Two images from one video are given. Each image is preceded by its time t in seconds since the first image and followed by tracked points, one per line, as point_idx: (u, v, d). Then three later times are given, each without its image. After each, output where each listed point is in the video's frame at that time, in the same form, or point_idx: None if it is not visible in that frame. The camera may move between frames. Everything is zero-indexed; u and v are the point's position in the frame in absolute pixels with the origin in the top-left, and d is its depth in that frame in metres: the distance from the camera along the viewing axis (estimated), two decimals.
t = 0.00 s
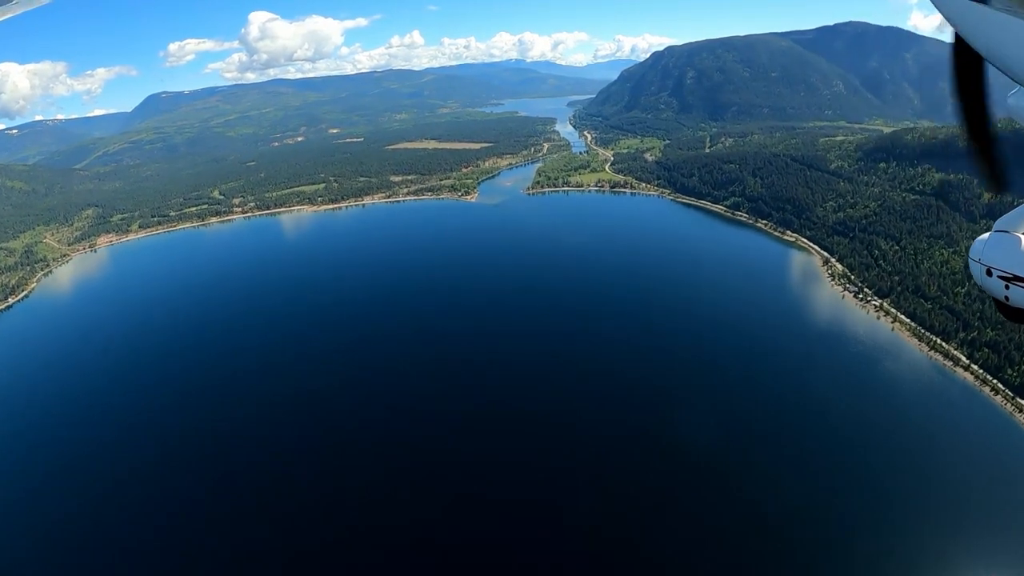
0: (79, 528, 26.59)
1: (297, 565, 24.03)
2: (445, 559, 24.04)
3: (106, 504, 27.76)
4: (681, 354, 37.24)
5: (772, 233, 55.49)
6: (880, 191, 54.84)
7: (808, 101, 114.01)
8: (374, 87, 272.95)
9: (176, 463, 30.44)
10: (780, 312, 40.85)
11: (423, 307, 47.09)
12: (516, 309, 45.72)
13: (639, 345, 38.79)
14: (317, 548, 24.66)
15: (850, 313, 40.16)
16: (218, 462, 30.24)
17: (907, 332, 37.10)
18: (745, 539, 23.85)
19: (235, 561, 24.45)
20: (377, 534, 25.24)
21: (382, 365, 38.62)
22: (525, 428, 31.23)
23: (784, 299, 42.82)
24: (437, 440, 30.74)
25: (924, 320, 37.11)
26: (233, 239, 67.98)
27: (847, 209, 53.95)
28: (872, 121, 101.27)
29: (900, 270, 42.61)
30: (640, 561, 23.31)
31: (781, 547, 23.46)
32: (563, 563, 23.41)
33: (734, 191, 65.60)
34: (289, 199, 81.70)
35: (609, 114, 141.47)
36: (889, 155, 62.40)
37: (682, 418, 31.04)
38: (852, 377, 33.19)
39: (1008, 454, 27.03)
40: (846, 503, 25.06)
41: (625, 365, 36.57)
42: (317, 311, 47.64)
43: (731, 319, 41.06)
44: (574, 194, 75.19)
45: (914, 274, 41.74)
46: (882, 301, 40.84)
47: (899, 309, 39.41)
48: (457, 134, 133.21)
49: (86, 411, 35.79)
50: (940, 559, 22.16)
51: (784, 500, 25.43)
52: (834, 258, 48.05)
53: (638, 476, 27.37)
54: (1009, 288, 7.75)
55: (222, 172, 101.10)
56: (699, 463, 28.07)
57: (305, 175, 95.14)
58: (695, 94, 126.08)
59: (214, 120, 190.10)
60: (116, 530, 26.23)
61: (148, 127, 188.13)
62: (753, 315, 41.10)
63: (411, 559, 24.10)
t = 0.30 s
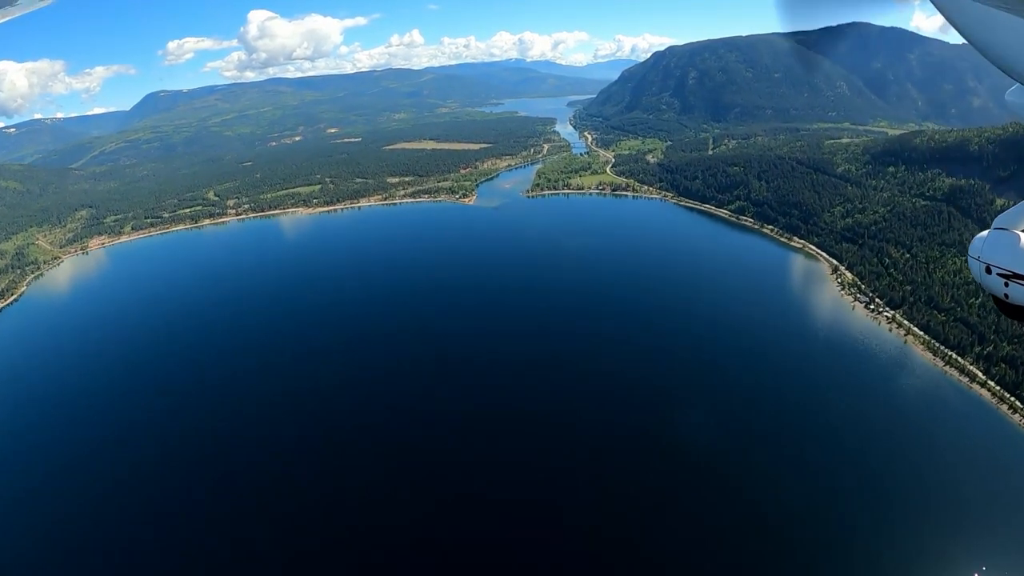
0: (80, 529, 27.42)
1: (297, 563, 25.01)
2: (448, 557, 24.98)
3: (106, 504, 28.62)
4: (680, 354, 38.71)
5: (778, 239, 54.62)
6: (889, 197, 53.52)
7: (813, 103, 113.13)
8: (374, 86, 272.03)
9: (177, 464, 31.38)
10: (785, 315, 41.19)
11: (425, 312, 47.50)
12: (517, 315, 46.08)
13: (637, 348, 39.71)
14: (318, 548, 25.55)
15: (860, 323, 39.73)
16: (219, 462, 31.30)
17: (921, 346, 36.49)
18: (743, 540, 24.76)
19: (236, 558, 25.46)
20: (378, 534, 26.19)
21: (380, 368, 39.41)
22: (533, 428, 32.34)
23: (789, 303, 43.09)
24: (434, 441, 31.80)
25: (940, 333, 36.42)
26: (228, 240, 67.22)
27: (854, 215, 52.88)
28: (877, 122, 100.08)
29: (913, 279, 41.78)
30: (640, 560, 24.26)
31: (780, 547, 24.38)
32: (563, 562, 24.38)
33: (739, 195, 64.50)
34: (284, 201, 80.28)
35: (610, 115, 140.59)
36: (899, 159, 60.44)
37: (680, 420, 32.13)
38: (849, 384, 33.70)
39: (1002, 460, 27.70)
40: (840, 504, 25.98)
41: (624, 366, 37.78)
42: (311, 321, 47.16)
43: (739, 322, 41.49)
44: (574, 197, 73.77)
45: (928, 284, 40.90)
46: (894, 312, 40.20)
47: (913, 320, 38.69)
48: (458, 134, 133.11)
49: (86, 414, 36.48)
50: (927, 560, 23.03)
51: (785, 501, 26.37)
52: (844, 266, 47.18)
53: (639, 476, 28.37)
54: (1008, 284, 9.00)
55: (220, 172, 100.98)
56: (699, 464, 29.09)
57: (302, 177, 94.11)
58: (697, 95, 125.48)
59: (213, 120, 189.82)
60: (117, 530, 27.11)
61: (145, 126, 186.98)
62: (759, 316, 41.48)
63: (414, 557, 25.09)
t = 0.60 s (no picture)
0: (80, 529, 27.16)
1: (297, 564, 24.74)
2: (447, 558, 24.73)
3: (106, 504, 28.38)
4: (680, 354, 38.39)
5: (786, 244, 53.51)
6: (899, 202, 52.30)
7: (816, 103, 112.13)
8: (373, 86, 270.33)
9: (177, 464, 31.15)
10: (785, 314, 41.69)
11: (424, 312, 46.93)
12: (518, 315, 45.44)
13: (637, 347, 39.56)
14: (317, 548, 25.31)
15: (868, 331, 38.64)
16: (219, 462, 31.07)
17: (935, 360, 35.02)
18: (744, 540, 24.58)
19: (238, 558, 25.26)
20: (376, 534, 25.94)
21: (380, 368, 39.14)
22: (531, 429, 32.12)
23: (790, 303, 43.27)
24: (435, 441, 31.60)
25: (954, 346, 34.91)
26: (225, 241, 66.43)
27: (863, 220, 51.80)
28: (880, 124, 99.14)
29: (926, 290, 40.40)
30: (640, 560, 24.08)
31: (781, 547, 24.23)
32: (563, 562, 24.17)
33: (744, 199, 63.26)
34: (278, 203, 78.79)
35: (610, 116, 139.68)
36: (907, 161, 59.01)
37: (680, 420, 31.99)
38: (853, 388, 33.23)
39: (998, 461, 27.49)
40: (841, 503, 25.83)
41: (624, 366, 37.56)
42: (308, 322, 46.36)
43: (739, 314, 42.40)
44: (573, 200, 72.34)
45: (941, 295, 39.49)
46: (907, 324, 38.68)
47: (927, 332, 37.18)
48: (456, 134, 132.03)
49: (83, 415, 36.08)
50: (924, 557, 22.96)
51: (786, 501, 26.21)
52: (854, 274, 45.83)
53: (638, 476, 28.20)
54: (1011, 286, 7.39)
55: (216, 173, 99.99)
56: (698, 463, 28.97)
57: (298, 178, 92.98)
58: (699, 95, 124.54)
59: (209, 119, 188.13)
60: (117, 530, 26.87)
61: (141, 126, 185.39)
62: (758, 315, 42.02)
63: (413, 557, 24.86)
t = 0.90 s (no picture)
0: (79, 529, 26.82)
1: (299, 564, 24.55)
2: (447, 559, 24.59)
3: (106, 504, 28.02)
4: (680, 355, 38.08)
5: (793, 250, 52.22)
6: (909, 206, 51.31)
7: (819, 104, 111.26)
8: (372, 86, 268.80)
9: (177, 463, 30.75)
10: (785, 314, 41.70)
11: (424, 312, 46.25)
12: (518, 317, 44.56)
13: (640, 349, 39.01)
14: (319, 548, 25.08)
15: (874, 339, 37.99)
16: (219, 461, 30.71)
17: (951, 375, 33.77)
18: (744, 540, 24.56)
19: (240, 559, 25.03)
20: (378, 534, 25.74)
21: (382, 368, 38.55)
22: (530, 429, 31.87)
23: (790, 304, 43.15)
24: (436, 440, 31.31)
25: (971, 361, 33.74)
26: (220, 242, 65.50)
27: (873, 226, 50.66)
28: (885, 125, 98.15)
29: (940, 300, 39.24)
30: (641, 561, 24.03)
31: (780, 547, 24.23)
32: (564, 562, 24.04)
33: (749, 202, 61.90)
34: (272, 205, 77.34)
35: (611, 115, 138.57)
36: (916, 164, 58.12)
37: (679, 419, 31.88)
38: (855, 393, 32.87)
39: (996, 464, 27.56)
40: (841, 504, 25.82)
41: (625, 366, 37.24)
42: (304, 326, 45.17)
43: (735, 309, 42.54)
44: (574, 202, 71.06)
45: (956, 306, 38.31)
46: (921, 336, 37.45)
47: (942, 346, 35.95)
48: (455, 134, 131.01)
49: (78, 414, 35.54)
50: (921, 558, 23.06)
51: (786, 502, 26.19)
52: (865, 282, 44.56)
53: (637, 476, 28.12)
54: (1010, 288, 9.00)
55: (212, 173, 98.90)
56: (697, 463, 28.91)
57: (294, 179, 91.62)
58: (701, 95, 123.55)
59: (205, 119, 186.40)
60: (117, 530, 26.55)
61: (138, 124, 183.80)
62: (757, 314, 42.00)
63: (414, 558, 24.72)
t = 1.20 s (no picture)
0: (79, 530, 27.66)
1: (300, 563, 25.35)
2: (449, 559, 25.25)
3: (105, 509, 28.71)
4: (679, 355, 38.75)
5: (801, 257, 50.87)
6: (921, 213, 50.20)
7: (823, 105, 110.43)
8: (372, 87, 268.07)
9: (176, 464, 31.67)
10: (788, 320, 41.31)
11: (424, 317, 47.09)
12: (519, 325, 44.47)
13: (634, 353, 39.42)
14: (318, 548, 25.82)
15: (881, 347, 37.45)
16: (219, 462, 31.60)
17: (969, 392, 32.68)
18: (745, 541, 25.12)
19: (241, 558, 25.86)
20: (377, 534, 26.52)
21: (380, 373, 39.33)
22: (533, 429, 32.53)
23: (791, 308, 42.84)
24: (435, 441, 32.08)
25: (989, 376, 32.66)
26: (214, 242, 64.38)
27: (884, 232, 49.33)
28: (891, 126, 97.20)
29: (957, 311, 38.11)
30: (640, 560, 24.59)
31: (779, 547, 24.80)
32: (563, 562, 24.65)
33: (756, 207, 60.61)
34: (267, 208, 75.86)
35: (613, 116, 137.67)
36: (928, 169, 56.98)
37: (682, 419, 32.49)
38: (853, 396, 33.08)
39: (998, 467, 27.68)
40: (837, 503, 26.39)
41: (626, 366, 38.21)
42: (302, 332, 46.12)
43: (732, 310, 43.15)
44: (575, 207, 69.85)
45: (974, 318, 37.18)
46: (937, 350, 36.34)
47: (959, 360, 34.85)
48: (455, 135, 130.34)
49: (79, 421, 36.47)
50: (915, 558, 23.59)
51: (785, 501, 26.73)
52: (877, 291, 43.34)
53: (640, 476, 28.66)
54: (1006, 285, 8.19)
55: (208, 175, 98.06)
56: (699, 463, 29.50)
57: (290, 181, 90.49)
58: (704, 96, 122.66)
59: (204, 119, 185.54)
60: (119, 532, 27.40)
61: (136, 125, 183.01)
62: (757, 317, 42.01)
63: (413, 557, 25.42)
